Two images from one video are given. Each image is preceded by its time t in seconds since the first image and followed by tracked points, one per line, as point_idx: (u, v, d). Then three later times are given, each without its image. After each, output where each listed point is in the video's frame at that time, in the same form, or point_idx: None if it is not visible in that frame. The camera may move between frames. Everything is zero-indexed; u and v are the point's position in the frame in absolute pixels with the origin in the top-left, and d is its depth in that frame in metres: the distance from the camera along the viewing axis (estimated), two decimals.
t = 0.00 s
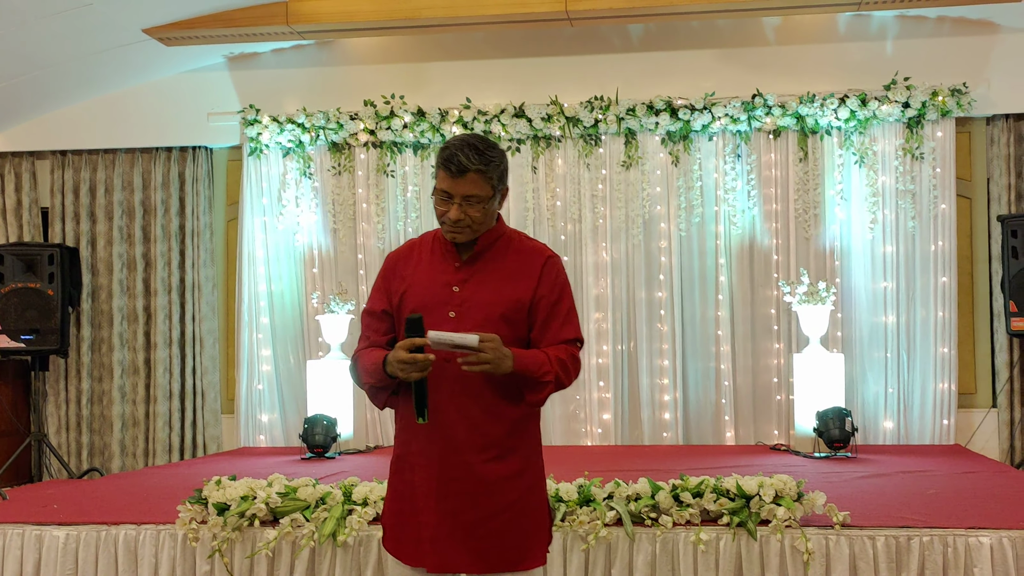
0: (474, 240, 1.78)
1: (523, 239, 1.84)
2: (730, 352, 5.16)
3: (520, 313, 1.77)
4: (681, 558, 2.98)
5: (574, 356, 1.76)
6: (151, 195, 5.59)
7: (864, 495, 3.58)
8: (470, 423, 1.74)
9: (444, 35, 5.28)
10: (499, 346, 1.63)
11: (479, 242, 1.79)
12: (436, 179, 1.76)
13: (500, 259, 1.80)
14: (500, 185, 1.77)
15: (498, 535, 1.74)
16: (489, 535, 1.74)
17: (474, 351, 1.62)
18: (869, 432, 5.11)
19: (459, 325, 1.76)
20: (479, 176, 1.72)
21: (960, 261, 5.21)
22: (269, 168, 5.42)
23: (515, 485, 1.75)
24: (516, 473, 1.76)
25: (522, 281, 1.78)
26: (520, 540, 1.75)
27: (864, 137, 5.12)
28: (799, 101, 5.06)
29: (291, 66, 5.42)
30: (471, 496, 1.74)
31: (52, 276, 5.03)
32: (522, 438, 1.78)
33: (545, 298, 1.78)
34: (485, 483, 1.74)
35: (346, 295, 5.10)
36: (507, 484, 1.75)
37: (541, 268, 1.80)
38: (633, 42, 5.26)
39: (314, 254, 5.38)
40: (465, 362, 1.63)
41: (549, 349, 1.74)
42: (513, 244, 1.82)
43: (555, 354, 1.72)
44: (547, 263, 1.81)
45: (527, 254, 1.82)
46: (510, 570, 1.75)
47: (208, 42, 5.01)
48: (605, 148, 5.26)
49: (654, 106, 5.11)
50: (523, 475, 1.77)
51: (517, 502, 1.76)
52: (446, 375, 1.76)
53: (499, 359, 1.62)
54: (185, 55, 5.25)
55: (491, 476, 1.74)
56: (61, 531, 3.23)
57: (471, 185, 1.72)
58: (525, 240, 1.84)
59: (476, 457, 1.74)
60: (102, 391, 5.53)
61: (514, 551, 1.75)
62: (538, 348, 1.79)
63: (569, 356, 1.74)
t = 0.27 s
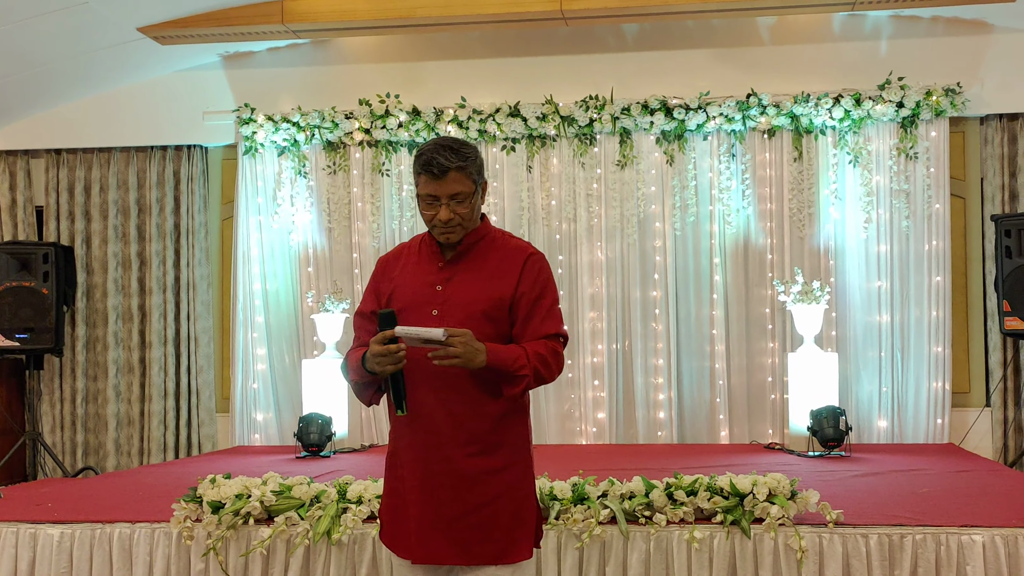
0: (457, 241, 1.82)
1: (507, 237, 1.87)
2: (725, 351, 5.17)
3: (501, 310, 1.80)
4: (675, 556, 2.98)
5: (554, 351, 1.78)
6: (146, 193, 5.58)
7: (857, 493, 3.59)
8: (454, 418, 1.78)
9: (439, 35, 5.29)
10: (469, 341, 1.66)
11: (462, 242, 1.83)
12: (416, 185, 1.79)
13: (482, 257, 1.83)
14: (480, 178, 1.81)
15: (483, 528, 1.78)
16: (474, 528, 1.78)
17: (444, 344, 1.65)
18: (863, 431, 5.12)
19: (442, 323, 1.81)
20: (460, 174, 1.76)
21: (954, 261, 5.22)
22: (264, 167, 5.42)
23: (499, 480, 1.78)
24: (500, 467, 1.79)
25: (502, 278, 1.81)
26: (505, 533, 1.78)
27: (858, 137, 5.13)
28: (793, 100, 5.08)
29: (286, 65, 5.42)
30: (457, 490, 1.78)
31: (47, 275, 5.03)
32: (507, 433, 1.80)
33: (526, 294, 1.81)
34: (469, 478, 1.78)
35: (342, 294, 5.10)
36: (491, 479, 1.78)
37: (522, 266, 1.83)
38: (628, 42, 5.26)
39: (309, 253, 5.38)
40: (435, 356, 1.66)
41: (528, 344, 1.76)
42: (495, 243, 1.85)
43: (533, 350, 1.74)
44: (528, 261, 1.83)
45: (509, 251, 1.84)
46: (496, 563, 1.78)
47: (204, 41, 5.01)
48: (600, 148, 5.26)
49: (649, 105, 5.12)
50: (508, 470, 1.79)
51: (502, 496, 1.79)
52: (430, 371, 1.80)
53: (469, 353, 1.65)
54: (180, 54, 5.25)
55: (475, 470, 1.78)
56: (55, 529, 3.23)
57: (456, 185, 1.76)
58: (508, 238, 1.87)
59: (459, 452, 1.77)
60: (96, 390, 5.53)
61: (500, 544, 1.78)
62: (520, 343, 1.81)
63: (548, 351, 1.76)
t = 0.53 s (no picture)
0: (446, 241, 1.86)
1: (496, 236, 1.90)
2: (720, 349, 5.18)
3: (488, 306, 1.83)
4: (670, 553, 2.99)
5: (540, 346, 1.80)
6: (143, 191, 5.58)
7: (852, 491, 3.59)
8: (442, 414, 1.83)
9: (436, 32, 5.29)
10: (446, 337, 1.71)
11: (450, 241, 1.87)
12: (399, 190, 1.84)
13: (470, 255, 1.87)
14: (460, 178, 1.84)
15: (472, 520, 1.82)
16: (463, 521, 1.82)
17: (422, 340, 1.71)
18: (859, 429, 5.13)
19: (431, 320, 1.85)
20: (437, 176, 1.80)
21: (950, 260, 5.23)
22: (261, 164, 5.42)
23: (488, 473, 1.83)
24: (489, 461, 1.83)
25: (489, 276, 1.84)
26: (494, 527, 1.82)
27: (854, 136, 5.14)
28: (789, 99, 5.09)
29: (282, 62, 5.43)
30: (445, 483, 1.82)
31: (42, 272, 5.02)
32: (496, 428, 1.84)
33: (512, 291, 1.83)
34: (457, 472, 1.82)
35: (338, 291, 5.10)
36: (480, 472, 1.83)
37: (508, 263, 1.85)
38: (624, 41, 5.27)
39: (305, 251, 5.38)
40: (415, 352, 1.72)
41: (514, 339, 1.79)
42: (483, 242, 1.89)
43: (517, 345, 1.77)
44: (515, 258, 1.86)
45: (497, 249, 1.87)
46: (485, 555, 1.82)
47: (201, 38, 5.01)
48: (596, 146, 5.27)
49: (645, 104, 5.13)
50: (497, 464, 1.83)
51: (491, 490, 1.83)
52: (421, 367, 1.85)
53: (446, 349, 1.69)
54: (176, 51, 5.25)
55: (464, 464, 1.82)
56: (52, 525, 3.24)
57: (434, 186, 1.79)
58: (497, 237, 1.90)
59: (447, 446, 1.82)
60: (92, 387, 5.53)
61: (489, 537, 1.82)
62: (508, 338, 1.84)
63: (533, 346, 1.78)
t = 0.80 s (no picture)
0: (434, 240, 1.90)
1: (484, 234, 1.93)
2: (717, 349, 5.18)
3: (474, 304, 1.86)
4: (667, 553, 2.99)
5: (524, 343, 1.82)
6: (140, 190, 5.58)
7: (849, 490, 3.60)
8: (428, 411, 1.88)
9: (433, 31, 5.29)
10: (423, 334, 1.75)
11: (438, 241, 1.90)
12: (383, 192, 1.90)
13: (458, 254, 1.90)
14: (440, 182, 1.86)
15: (458, 515, 1.86)
16: (449, 516, 1.87)
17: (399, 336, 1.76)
18: (855, 429, 5.14)
19: (419, 318, 1.88)
20: (415, 179, 1.83)
21: (946, 259, 5.24)
22: (258, 163, 5.42)
23: (473, 469, 1.87)
24: (475, 457, 1.88)
25: (475, 274, 1.86)
26: (480, 521, 1.86)
27: (852, 135, 5.14)
28: (786, 98, 5.09)
29: (280, 62, 5.43)
30: (431, 478, 1.88)
31: (39, 271, 5.01)
32: (482, 425, 1.89)
33: (498, 288, 1.85)
34: (443, 467, 1.88)
35: (335, 290, 5.09)
36: (465, 467, 1.87)
37: (495, 260, 1.88)
38: (622, 40, 5.27)
39: (303, 250, 5.38)
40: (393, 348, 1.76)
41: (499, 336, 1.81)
42: (471, 241, 1.91)
43: (500, 342, 1.79)
44: (502, 255, 1.88)
45: (484, 248, 1.90)
46: (471, 550, 1.86)
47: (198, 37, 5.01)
48: (594, 146, 5.27)
49: (642, 103, 5.13)
50: (482, 460, 1.88)
51: (477, 485, 1.87)
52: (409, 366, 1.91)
53: (423, 345, 1.74)
54: (173, 50, 5.25)
55: (449, 460, 1.87)
56: (49, 525, 3.24)
57: (410, 189, 1.83)
58: (486, 235, 1.93)
59: (433, 442, 1.88)
60: (90, 386, 5.53)
61: (474, 531, 1.86)
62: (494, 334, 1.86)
63: (516, 343, 1.81)
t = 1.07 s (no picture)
0: (424, 239, 1.92)
1: (474, 232, 1.94)
2: (716, 348, 5.19)
3: (461, 301, 1.86)
4: (665, 552, 2.99)
5: (507, 339, 1.81)
6: (138, 188, 5.58)
7: (847, 490, 3.60)
8: (418, 409, 1.90)
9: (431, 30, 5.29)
10: (396, 333, 1.75)
11: (428, 240, 1.92)
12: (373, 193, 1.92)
13: (447, 252, 1.91)
14: (425, 180, 1.86)
15: (447, 512, 1.87)
16: (439, 513, 1.88)
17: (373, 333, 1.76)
18: (853, 428, 5.14)
19: (409, 317, 1.89)
20: (399, 178, 1.84)
21: (944, 259, 5.24)
22: (256, 162, 5.42)
23: (461, 466, 1.88)
24: (464, 455, 1.89)
25: (462, 271, 1.87)
26: (468, 519, 1.87)
27: (850, 135, 5.14)
28: (784, 98, 5.09)
29: (278, 60, 5.43)
30: (421, 475, 1.90)
31: (38, 269, 5.01)
32: (471, 422, 1.89)
33: (484, 284, 1.86)
34: (433, 464, 1.89)
35: (333, 289, 5.09)
36: (454, 464, 1.88)
37: (481, 257, 1.88)
38: (620, 39, 5.28)
39: (301, 248, 5.38)
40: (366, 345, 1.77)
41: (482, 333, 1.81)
42: (460, 239, 1.92)
43: (480, 338, 1.79)
44: (489, 252, 1.89)
45: (472, 245, 1.90)
46: (460, 547, 1.86)
47: (197, 36, 5.01)
48: (592, 145, 5.27)
49: (641, 102, 5.13)
50: (471, 458, 1.88)
51: (466, 482, 1.88)
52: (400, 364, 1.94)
53: (396, 344, 1.74)
54: (172, 48, 5.25)
55: (438, 457, 1.89)
56: (47, 523, 3.24)
57: (395, 188, 1.84)
58: (475, 233, 1.94)
59: (423, 439, 1.90)
60: (88, 384, 5.53)
61: (463, 528, 1.86)
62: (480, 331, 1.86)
63: (497, 339, 1.80)
